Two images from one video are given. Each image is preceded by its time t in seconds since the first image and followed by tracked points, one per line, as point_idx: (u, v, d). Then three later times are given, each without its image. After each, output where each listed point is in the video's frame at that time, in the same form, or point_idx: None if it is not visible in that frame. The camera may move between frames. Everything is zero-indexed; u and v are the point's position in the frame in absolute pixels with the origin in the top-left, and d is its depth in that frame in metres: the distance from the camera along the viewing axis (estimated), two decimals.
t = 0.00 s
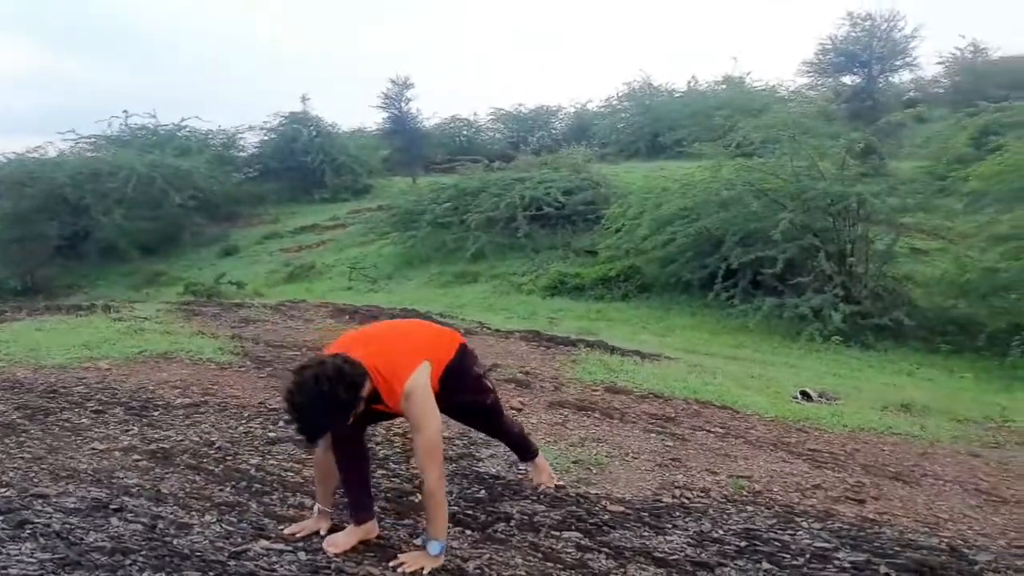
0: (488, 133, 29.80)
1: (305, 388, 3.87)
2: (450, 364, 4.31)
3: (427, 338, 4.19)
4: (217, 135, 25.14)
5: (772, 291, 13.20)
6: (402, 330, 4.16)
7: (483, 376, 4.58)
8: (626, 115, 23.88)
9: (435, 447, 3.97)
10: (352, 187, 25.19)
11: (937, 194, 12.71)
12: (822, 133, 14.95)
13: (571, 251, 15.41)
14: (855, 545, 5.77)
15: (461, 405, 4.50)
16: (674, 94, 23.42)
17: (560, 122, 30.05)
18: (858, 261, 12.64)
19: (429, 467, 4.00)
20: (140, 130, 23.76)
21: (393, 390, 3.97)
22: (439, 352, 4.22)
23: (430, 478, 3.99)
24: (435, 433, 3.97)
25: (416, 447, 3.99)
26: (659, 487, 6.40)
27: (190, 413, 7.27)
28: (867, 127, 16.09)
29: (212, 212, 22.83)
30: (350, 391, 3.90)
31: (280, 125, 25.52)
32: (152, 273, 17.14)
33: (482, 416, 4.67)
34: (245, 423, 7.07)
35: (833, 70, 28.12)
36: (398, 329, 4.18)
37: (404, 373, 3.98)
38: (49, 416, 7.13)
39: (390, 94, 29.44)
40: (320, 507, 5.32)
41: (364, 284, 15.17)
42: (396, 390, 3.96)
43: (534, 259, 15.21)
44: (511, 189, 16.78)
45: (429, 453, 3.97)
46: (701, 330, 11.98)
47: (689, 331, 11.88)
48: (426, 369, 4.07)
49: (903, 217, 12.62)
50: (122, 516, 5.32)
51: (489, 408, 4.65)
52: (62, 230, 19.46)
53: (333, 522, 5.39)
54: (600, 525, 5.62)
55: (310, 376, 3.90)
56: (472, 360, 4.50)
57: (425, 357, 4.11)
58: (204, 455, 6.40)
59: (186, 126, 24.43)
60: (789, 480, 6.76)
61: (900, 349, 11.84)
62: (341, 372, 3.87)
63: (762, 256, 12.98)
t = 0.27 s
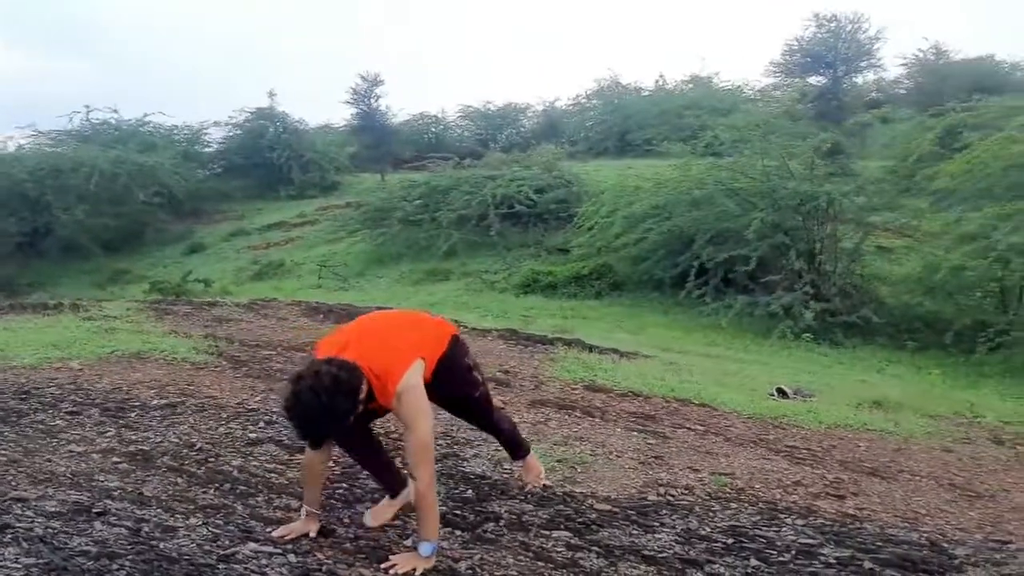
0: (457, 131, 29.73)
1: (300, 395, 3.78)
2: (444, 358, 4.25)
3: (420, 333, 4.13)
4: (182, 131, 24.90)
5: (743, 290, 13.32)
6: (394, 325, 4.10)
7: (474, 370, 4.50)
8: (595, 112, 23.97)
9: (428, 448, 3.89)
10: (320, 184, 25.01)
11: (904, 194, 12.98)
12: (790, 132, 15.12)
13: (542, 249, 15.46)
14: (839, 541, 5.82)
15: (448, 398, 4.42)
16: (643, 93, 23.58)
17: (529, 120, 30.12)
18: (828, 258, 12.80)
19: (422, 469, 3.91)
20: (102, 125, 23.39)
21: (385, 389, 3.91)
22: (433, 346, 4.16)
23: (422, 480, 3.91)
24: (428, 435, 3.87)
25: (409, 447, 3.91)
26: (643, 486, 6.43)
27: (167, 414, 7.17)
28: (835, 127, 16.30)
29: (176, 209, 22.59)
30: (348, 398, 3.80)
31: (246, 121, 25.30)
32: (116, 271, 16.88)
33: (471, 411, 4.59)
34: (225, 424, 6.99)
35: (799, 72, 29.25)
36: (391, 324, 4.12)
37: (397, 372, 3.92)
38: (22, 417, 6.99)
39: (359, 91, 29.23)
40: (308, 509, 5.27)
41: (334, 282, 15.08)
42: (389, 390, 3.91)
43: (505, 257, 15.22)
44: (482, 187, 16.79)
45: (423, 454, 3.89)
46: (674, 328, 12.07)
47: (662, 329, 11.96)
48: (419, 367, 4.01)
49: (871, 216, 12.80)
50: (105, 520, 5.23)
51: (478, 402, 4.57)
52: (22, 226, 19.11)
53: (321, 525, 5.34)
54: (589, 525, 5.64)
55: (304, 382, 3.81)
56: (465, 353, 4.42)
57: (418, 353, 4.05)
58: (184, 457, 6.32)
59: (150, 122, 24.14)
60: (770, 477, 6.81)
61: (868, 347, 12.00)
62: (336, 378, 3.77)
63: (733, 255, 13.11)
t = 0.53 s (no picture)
0: (424, 128, 29.61)
1: (291, 407, 3.68)
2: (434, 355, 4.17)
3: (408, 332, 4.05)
4: (144, 127, 24.70)
5: (712, 288, 13.47)
6: (380, 325, 4.02)
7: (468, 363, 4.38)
8: (563, 111, 24.04)
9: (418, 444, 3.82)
10: (286, 180, 24.86)
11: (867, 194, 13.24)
12: (757, 132, 15.30)
13: (512, 248, 15.53)
14: (819, 537, 5.89)
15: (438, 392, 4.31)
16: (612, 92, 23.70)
17: (497, 118, 30.10)
18: (794, 258, 13.10)
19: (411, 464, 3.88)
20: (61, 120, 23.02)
21: (374, 391, 3.82)
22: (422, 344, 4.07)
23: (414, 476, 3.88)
24: (418, 431, 3.80)
25: (400, 447, 3.87)
26: (624, 484, 6.48)
27: (143, 415, 7.07)
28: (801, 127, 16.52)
29: (139, 205, 22.33)
30: (340, 407, 3.68)
31: (210, 117, 25.09)
32: (78, 268, 16.62)
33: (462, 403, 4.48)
34: (202, 425, 6.92)
35: (765, 72, 29.60)
36: (377, 324, 4.04)
37: (386, 374, 3.84)
38: None
39: (326, 87, 28.93)
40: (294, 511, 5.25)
41: (302, 280, 14.96)
42: (377, 391, 3.82)
43: (475, 256, 15.24)
44: (452, 186, 16.80)
45: (413, 452, 3.83)
46: (645, 327, 12.17)
47: (634, 327, 12.07)
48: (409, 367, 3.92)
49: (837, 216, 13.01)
50: (87, 524, 5.16)
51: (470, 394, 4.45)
52: None
53: (308, 526, 5.32)
54: (574, 524, 5.68)
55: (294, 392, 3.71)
56: (459, 345, 4.31)
57: (406, 352, 3.97)
58: (163, 459, 6.25)
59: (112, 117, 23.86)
60: (748, 475, 6.88)
61: (835, 344, 12.20)
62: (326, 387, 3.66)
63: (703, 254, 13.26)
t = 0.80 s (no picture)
0: (404, 126, 29.54)
1: (313, 411, 3.68)
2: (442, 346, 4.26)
3: (418, 327, 4.11)
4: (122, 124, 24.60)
5: (694, 288, 13.60)
6: (391, 321, 4.07)
7: (475, 348, 4.55)
8: (543, 110, 24.12)
9: (424, 446, 3.85)
10: (265, 179, 24.84)
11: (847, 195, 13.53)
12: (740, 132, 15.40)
13: (496, 246, 15.80)
14: (813, 536, 5.89)
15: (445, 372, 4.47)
16: (592, 92, 23.81)
17: (477, 117, 30.11)
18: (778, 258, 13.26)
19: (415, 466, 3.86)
20: (36, 117, 22.76)
21: (387, 393, 3.87)
22: (430, 338, 4.14)
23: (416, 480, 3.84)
24: (424, 432, 3.84)
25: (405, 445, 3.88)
26: (619, 484, 6.49)
27: (130, 417, 6.98)
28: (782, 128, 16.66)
29: (116, 203, 22.16)
30: (361, 410, 3.70)
31: (188, 115, 24.96)
32: (54, 266, 16.42)
33: (466, 387, 4.64)
34: (191, 426, 6.84)
35: (746, 73, 29.89)
36: (388, 319, 4.09)
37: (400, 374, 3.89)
38: None
39: (306, 84, 28.78)
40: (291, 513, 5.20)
41: (282, 279, 14.85)
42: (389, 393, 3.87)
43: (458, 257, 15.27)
44: (436, 184, 16.95)
45: (419, 451, 3.85)
46: (629, 326, 12.24)
47: (619, 327, 12.13)
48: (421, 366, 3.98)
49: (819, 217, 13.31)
50: (80, 528, 5.07)
51: (474, 380, 4.63)
52: None
53: (304, 529, 5.27)
54: (572, 524, 5.67)
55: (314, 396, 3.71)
56: (469, 330, 4.48)
57: (418, 350, 4.03)
58: (153, 461, 6.16)
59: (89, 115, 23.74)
60: (740, 474, 6.89)
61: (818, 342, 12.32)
62: (347, 391, 3.67)
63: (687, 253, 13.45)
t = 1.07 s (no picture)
0: (390, 126, 29.47)
1: (332, 415, 3.73)
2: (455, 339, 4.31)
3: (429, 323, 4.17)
4: (106, 123, 24.52)
5: (684, 287, 13.81)
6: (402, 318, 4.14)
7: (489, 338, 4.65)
8: (530, 110, 24.16)
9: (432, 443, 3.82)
10: (250, 178, 24.77)
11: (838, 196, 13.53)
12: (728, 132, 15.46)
13: (484, 245, 15.95)
14: (817, 534, 5.93)
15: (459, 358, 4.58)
16: (579, 92, 23.88)
17: (464, 117, 30.05)
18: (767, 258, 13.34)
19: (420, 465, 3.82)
20: (17, 115, 22.52)
21: (398, 392, 3.92)
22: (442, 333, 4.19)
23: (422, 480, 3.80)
24: (431, 429, 3.82)
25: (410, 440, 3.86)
26: (620, 484, 6.46)
27: (124, 417, 6.89)
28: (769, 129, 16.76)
29: (99, 202, 22.01)
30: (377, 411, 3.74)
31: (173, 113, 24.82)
32: (37, 266, 16.24)
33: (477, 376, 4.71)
34: (187, 426, 6.75)
35: (733, 73, 30.01)
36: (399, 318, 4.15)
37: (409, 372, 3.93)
38: None
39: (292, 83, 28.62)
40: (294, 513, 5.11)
41: (269, 279, 14.74)
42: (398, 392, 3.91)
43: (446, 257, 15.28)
44: (423, 183, 17.01)
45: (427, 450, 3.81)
46: (621, 326, 12.28)
47: (610, 327, 12.16)
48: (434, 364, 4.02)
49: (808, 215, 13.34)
50: (79, 530, 4.99)
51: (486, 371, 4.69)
52: None
53: (307, 530, 5.20)
54: (576, 524, 5.64)
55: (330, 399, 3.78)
56: (484, 319, 4.60)
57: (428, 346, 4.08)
58: (150, 462, 6.08)
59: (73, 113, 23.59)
60: (741, 473, 6.90)
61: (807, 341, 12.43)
62: (361, 395, 3.71)
63: (677, 254, 13.62)
